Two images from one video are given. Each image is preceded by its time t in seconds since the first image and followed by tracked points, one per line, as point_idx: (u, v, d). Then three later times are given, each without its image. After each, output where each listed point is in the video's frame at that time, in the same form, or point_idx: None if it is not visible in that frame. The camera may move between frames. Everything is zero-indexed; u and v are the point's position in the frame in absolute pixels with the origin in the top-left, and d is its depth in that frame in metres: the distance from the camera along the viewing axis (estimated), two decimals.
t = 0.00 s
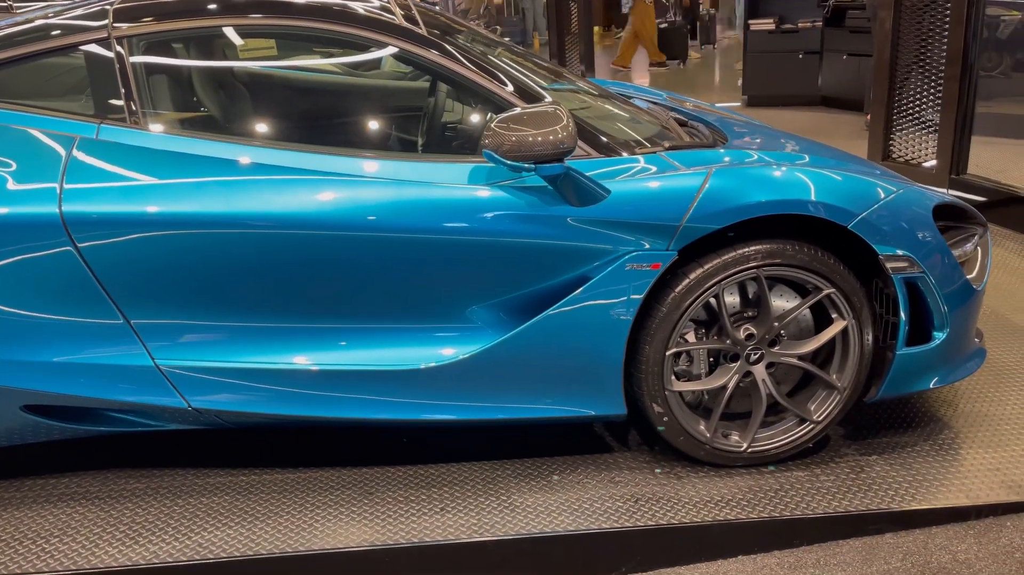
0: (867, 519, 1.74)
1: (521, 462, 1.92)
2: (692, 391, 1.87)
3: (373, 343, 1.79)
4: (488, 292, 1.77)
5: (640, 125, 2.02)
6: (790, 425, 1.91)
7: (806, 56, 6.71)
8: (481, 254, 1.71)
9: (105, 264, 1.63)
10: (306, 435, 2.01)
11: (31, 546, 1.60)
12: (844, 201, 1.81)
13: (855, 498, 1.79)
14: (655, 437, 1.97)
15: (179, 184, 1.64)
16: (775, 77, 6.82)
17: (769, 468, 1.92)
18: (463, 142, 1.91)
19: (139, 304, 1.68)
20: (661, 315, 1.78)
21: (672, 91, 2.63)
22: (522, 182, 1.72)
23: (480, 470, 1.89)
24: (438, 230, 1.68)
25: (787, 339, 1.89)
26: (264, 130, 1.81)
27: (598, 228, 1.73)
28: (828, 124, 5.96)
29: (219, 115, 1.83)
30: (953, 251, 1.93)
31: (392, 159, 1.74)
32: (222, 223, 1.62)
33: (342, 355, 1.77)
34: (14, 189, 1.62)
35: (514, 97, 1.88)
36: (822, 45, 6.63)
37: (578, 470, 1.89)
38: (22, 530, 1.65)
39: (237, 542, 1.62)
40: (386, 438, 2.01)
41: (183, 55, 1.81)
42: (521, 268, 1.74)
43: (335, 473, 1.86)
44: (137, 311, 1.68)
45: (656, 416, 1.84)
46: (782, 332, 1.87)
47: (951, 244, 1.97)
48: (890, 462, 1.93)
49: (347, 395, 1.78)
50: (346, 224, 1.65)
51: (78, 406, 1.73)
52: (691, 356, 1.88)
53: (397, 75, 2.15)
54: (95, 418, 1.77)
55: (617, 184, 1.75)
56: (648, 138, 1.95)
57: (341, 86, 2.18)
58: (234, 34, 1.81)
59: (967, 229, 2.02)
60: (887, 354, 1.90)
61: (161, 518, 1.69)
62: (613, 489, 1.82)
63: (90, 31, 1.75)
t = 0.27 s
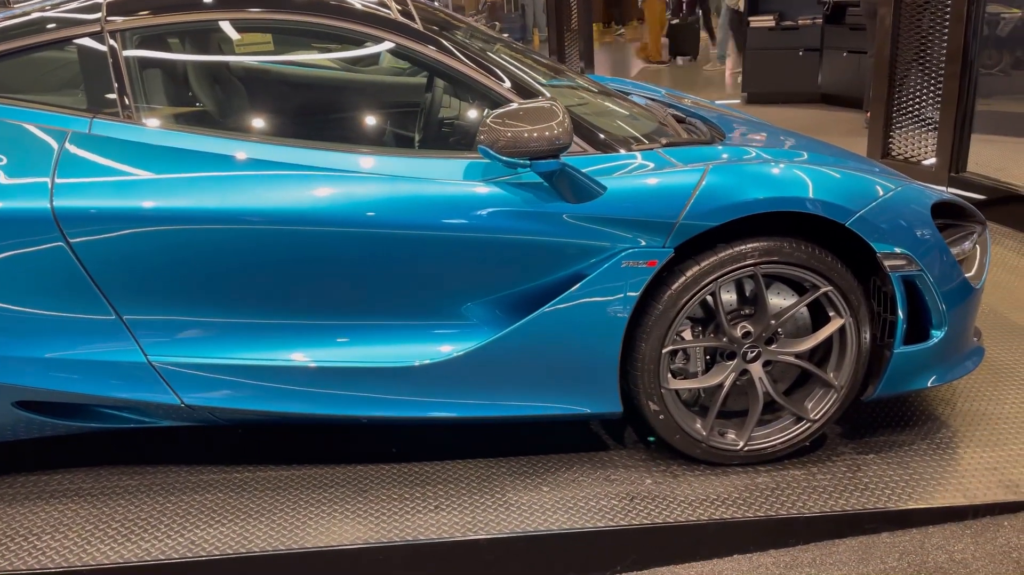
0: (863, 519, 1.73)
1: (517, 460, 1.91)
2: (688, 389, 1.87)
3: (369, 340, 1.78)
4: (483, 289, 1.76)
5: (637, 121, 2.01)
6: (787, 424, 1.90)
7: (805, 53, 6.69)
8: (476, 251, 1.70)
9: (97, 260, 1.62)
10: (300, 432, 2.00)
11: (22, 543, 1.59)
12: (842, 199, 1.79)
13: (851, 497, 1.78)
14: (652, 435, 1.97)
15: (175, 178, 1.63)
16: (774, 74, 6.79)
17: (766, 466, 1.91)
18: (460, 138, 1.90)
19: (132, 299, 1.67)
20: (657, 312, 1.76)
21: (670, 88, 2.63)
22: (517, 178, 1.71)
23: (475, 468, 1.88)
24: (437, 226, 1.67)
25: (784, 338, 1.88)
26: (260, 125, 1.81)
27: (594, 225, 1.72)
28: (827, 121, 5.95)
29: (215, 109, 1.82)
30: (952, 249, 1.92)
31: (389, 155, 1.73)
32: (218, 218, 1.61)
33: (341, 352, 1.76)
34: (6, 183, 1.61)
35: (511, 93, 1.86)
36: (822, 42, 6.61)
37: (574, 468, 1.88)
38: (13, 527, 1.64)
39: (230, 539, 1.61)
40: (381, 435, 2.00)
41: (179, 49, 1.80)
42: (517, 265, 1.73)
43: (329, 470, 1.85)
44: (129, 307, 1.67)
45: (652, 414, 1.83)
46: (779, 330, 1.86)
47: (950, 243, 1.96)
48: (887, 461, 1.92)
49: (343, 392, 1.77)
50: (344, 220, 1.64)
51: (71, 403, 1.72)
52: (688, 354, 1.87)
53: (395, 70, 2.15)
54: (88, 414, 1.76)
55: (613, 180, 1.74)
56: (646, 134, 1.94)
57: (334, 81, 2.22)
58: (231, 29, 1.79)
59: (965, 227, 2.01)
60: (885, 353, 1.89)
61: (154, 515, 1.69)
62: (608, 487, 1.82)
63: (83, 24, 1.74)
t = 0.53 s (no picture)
0: (861, 519, 1.72)
1: (514, 458, 1.91)
2: (686, 389, 1.85)
3: (366, 337, 1.77)
4: (480, 287, 1.75)
5: (637, 119, 2.00)
6: (786, 424, 1.89)
7: (808, 52, 6.66)
8: (474, 248, 1.69)
9: (93, 256, 1.61)
10: (296, 431, 2.00)
11: (15, 540, 1.59)
12: (842, 198, 1.78)
13: (850, 498, 1.77)
14: (649, 434, 1.96)
15: (175, 174, 1.62)
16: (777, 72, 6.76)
17: (764, 466, 1.90)
18: (459, 136, 1.88)
19: (128, 296, 1.66)
20: (656, 311, 1.75)
21: (670, 85, 2.61)
22: (515, 175, 1.69)
23: (471, 467, 1.87)
24: (438, 224, 1.66)
25: (782, 337, 1.86)
26: (259, 121, 1.80)
27: (592, 223, 1.71)
28: (830, 120, 5.92)
29: (213, 105, 1.82)
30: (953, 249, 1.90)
31: (388, 152, 1.72)
32: (215, 215, 1.61)
33: (342, 350, 1.75)
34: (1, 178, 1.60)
35: (510, 91, 1.86)
36: (825, 41, 6.58)
37: (571, 467, 1.88)
38: (8, 524, 1.64)
39: (224, 537, 1.61)
40: (376, 433, 2.00)
41: (177, 44, 1.78)
42: (514, 263, 1.72)
43: (325, 468, 1.85)
44: (124, 303, 1.67)
45: (650, 414, 1.82)
46: (777, 330, 1.84)
47: (951, 242, 1.94)
48: (886, 462, 1.91)
49: (339, 390, 1.76)
50: (345, 217, 1.64)
51: (66, 400, 1.72)
52: (686, 353, 1.86)
53: (398, 66, 2.14)
54: (82, 411, 1.76)
55: (611, 178, 1.73)
56: (647, 132, 1.93)
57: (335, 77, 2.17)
58: (230, 24, 1.78)
59: (967, 227, 1.99)
60: (885, 353, 1.88)
61: (148, 513, 1.68)
62: (606, 487, 1.81)
63: (79, 19, 1.73)
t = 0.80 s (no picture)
0: (862, 522, 1.71)
1: (514, 458, 1.90)
2: (688, 389, 1.84)
3: (367, 336, 1.76)
4: (481, 286, 1.74)
5: (641, 118, 1.99)
6: (788, 425, 1.88)
7: (815, 51, 6.63)
8: (475, 247, 1.69)
9: (94, 253, 1.61)
10: (296, 429, 2.00)
11: (14, 537, 1.59)
12: (846, 198, 1.77)
13: (851, 500, 1.76)
14: (650, 435, 1.95)
15: (180, 171, 1.62)
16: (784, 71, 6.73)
17: (765, 468, 1.89)
18: (462, 134, 1.89)
19: (129, 294, 1.66)
20: (657, 312, 1.74)
21: (675, 84, 2.61)
22: (516, 174, 1.69)
23: (471, 466, 1.87)
24: (442, 222, 1.65)
25: (785, 338, 1.85)
26: (263, 119, 1.80)
27: (593, 223, 1.70)
28: (837, 119, 5.89)
29: (217, 102, 1.82)
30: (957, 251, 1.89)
31: (390, 150, 1.71)
32: (217, 213, 1.60)
33: (345, 348, 1.75)
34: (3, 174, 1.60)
35: (515, 90, 1.85)
36: (832, 40, 6.54)
37: (572, 467, 1.87)
38: (8, 521, 1.65)
39: (223, 536, 1.61)
40: (376, 431, 1.99)
41: (179, 41, 1.78)
42: (515, 262, 1.71)
43: (325, 467, 1.85)
44: (125, 300, 1.67)
45: (651, 414, 1.81)
46: (780, 331, 1.83)
47: (955, 244, 1.93)
48: (889, 464, 1.90)
49: (340, 388, 1.76)
50: (348, 216, 1.63)
51: (66, 396, 1.72)
52: (688, 354, 1.85)
53: (403, 64, 2.13)
54: (83, 408, 1.76)
55: (613, 177, 1.72)
56: (650, 131, 1.92)
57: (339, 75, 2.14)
58: (234, 21, 1.78)
59: (972, 228, 1.98)
60: (888, 354, 1.87)
61: (148, 510, 1.68)
62: (606, 487, 1.80)
63: (81, 16, 1.73)
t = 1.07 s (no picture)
0: (870, 526, 1.70)
1: (522, 458, 1.90)
2: (696, 391, 1.84)
3: (376, 334, 1.77)
4: (490, 285, 1.74)
5: (651, 117, 1.98)
6: (796, 427, 1.87)
7: (827, 51, 6.60)
8: (483, 247, 1.69)
9: (104, 249, 1.62)
10: (304, 426, 2.00)
11: (23, 531, 1.60)
12: (856, 199, 1.76)
13: (860, 503, 1.75)
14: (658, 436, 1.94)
15: (194, 169, 1.63)
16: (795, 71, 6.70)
17: (773, 470, 1.88)
18: (472, 133, 1.90)
19: (139, 290, 1.67)
20: (666, 312, 1.74)
21: (686, 84, 2.60)
22: (525, 173, 1.69)
23: (479, 465, 1.87)
24: (451, 221, 1.65)
25: (794, 340, 1.84)
26: (274, 117, 1.81)
27: (601, 222, 1.70)
28: (848, 120, 5.86)
29: (228, 100, 1.82)
30: (969, 253, 1.88)
31: (401, 149, 1.72)
32: (227, 210, 1.61)
33: (354, 346, 1.75)
34: (14, 170, 1.61)
35: (525, 90, 1.85)
36: (844, 41, 6.51)
37: (578, 467, 1.87)
38: (18, 515, 1.66)
39: (231, 532, 1.61)
40: (383, 429, 2.00)
41: (192, 39, 1.79)
42: (523, 261, 1.71)
43: (332, 465, 1.85)
44: (134, 297, 1.68)
45: (659, 415, 1.81)
46: (788, 333, 1.82)
47: (967, 246, 1.91)
48: (898, 467, 1.89)
49: (349, 386, 1.76)
50: (358, 214, 1.64)
51: (76, 392, 1.73)
52: (696, 355, 1.85)
53: (413, 62, 2.13)
54: (92, 404, 1.77)
55: (622, 177, 1.71)
56: (660, 131, 1.91)
57: (349, 73, 2.11)
58: (245, 19, 1.80)
59: (983, 230, 1.97)
60: (898, 357, 1.85)
61: (156, 506, 1.69)
62: (613, 488, 1.80)
63: (92, 13, 1.73)
